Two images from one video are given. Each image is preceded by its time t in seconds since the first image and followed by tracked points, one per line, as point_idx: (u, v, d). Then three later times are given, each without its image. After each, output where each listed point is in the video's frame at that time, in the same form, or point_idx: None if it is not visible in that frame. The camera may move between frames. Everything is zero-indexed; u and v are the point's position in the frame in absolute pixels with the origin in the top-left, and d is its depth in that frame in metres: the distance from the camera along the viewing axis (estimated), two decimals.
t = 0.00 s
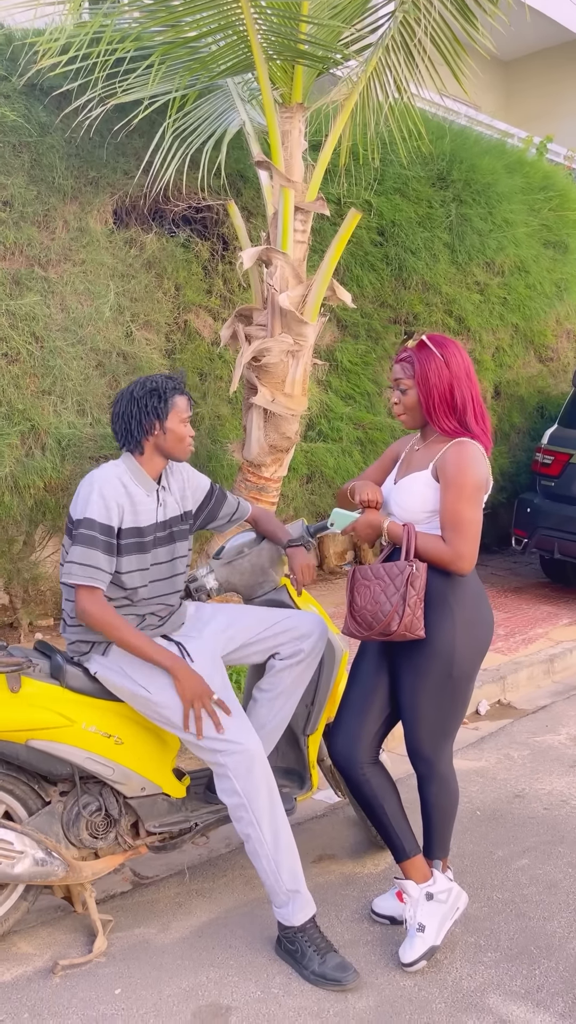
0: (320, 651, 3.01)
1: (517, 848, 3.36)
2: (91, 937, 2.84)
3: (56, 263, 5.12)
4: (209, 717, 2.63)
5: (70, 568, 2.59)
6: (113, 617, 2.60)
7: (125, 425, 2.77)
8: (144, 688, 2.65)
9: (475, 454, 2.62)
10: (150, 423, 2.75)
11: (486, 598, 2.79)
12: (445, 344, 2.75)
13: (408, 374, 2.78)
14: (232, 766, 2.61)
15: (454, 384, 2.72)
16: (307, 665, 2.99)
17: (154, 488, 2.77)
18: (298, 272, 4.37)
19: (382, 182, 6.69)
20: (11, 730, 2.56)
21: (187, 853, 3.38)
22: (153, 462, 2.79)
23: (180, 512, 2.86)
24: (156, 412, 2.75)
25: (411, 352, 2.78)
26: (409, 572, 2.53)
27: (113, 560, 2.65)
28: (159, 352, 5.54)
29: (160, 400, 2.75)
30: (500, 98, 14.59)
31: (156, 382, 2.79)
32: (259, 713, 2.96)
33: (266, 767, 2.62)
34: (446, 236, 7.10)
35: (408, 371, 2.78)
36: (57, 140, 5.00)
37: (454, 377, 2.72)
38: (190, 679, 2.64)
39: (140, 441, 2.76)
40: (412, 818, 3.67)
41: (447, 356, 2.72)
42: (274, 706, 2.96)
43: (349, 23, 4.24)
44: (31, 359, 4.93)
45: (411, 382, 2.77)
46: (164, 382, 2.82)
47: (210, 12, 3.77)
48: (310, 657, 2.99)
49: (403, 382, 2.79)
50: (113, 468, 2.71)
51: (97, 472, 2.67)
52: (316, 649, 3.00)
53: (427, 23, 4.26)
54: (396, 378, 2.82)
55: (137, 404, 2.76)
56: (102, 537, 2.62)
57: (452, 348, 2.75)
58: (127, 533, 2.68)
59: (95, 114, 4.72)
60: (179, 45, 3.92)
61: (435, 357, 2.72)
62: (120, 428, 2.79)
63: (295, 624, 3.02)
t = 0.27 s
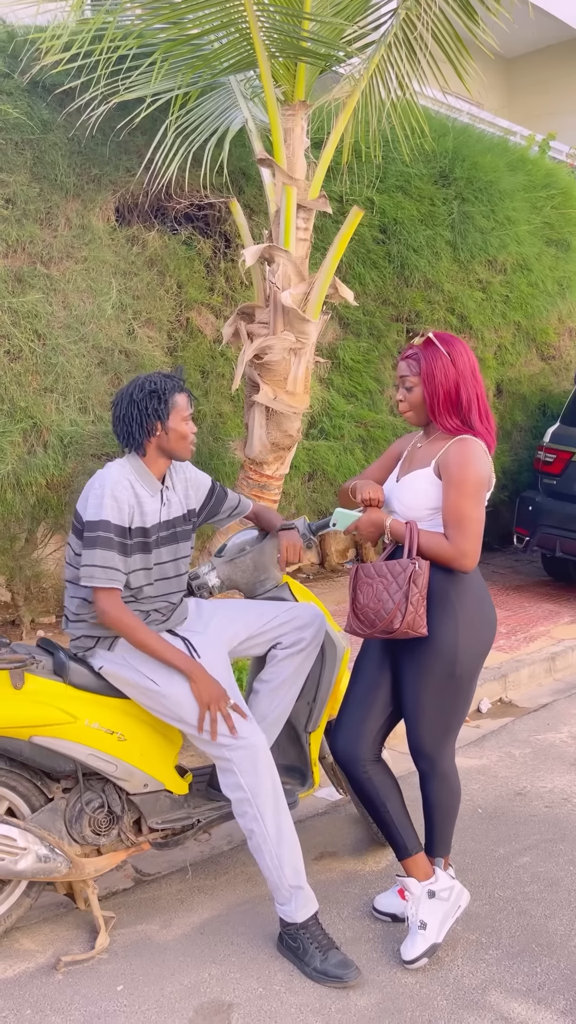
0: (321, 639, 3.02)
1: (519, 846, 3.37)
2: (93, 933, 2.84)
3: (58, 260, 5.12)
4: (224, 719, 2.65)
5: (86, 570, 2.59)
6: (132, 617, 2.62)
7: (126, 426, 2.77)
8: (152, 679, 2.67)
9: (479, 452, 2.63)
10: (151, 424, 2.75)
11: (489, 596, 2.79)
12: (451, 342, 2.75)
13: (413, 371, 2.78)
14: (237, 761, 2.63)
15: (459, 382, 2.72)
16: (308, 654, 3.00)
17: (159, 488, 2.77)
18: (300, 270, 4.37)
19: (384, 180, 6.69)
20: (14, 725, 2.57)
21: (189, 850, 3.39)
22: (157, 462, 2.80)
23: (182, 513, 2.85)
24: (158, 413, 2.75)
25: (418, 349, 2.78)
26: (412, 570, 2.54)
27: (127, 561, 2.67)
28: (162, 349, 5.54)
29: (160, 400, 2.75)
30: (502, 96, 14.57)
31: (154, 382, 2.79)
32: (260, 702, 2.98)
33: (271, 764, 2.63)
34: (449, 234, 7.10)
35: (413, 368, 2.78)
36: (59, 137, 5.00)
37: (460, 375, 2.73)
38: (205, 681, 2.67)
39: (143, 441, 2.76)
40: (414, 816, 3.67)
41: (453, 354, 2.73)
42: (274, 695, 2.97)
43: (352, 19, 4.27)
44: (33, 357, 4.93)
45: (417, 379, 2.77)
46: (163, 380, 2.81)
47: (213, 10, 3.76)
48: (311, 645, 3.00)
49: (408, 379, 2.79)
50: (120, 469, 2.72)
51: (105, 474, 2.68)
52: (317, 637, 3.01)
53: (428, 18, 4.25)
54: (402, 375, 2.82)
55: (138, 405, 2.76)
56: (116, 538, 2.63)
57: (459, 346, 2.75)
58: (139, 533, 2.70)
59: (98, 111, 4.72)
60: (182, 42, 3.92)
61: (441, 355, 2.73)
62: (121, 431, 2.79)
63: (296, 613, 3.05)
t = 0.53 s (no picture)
0: (324, 637, 3.03)
1: (521, 844, 3.37)
2: (96, 930, 2.85)
3: (61, 259, 5.12)
4: (237, 728, 2.62)
5: (108, 568, 2.58)
6: (155, 617, 2.59)
7: (137, 426, 2.78)
8: (156, 678, 2.68)
9: (482, 449, 2.63)
10: (162, 424, 2.75)
11: (492, 595, 2.80)
12: (456, 340, 2.76)
13: (418, 368, 2.78)
14: (241, 761, 2.62)
15: (464, 380, 2.73)
16: (311, 654, 3.01)
17: (168, 487, 2.78)
18: (303, 268, 4.38)
19: (387, 178, 6.69)
20: (17, 724, 2.57)
21: (192, 848, 3.40)
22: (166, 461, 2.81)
23: (188, 513, 2.86)
24: (168, 413, 2.75)
25: (423, 347, 2.78)
26: (415, 569, 2.54)
27: (144, 558, 2.67)
28: (164, 348, 5.55)
29: (170, 400, 2.75)
30: (506, 94, 14.56)
31: (164, 381, 2.79)
32: (263, 702, 2.98)
33: (275, 765, 2.62)
34: (451, 233, 7.10)
35: (419, 365, 2.78)
36: (62, 136, 5.00)
37: (465, 373, 2.73)
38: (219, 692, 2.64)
39: (154, 441, 2.77)
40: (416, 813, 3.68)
41: (457, 352, 2.73)
42: (278, 695, 2.98)
43: (355, 19, 4.25)
44: (36, 355, 4.94)
45: (422, 377, 2.77)
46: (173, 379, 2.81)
47: (216, 8, 3.77)
48: (314, 644, 3.01)
49: (413, 376, 2.79)
50: (130, 468, 2.72)
51: (118, 473, 2.68)
52: (320, 636, 3.02)
53: (430, 13, 4.25)
54: (407, 372, 2.82)
55: (148, 405, 2.76)
56: (135, 535, 2.63)
57: (464, 344, 2.75)
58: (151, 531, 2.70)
59: (101, 109, 4.73)
60: (185, 41, 3.92)
61: (447, 353, 2.73)
62: (132, 431, 2.79)
63: (299, 612, 3.06)
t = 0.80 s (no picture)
0: (326, 638, 3.03)
1: (522, 844, 3.37)
2: (98, 929, 2.85)
3: (63, 258, 5.13)
4: (240, 729, 2.62)
5: (112, 568, 2.59)
6: (156, 617, 2.60)
7: (147, 428, 2.78)
8: (158, 678, 2.68)
9: (484, 449, 2.63)
10: (172, 425, 2.75)
11: (494, 596, 2.80)
12: (459, 340, 2.75)
13: (421, 368, 2.78)
14: (243, 761, 2.62)
15: (466, 381, 2.73)
16: (312, 654, 3.01)
17: (175, 489, 2.78)
18: (305, 268, 4.38)
19: (389, 178, 6.69)
20: (19, 723, 2.58)
21: (193, 847, 3.40)
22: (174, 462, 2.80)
23: (194, 513, 2.87)
24: (178, 415, 2.75)
25: (426, 347, 2.78)
26: (417, 569, 2.54)
27: (148, 559, 2.68)
28: (166, 347, 5.55)
29: (180, 403, 2.76)
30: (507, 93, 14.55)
31: (174, 385, 2.79)
32: (265, 702, 2.98)
33: (277, 765, 2.62)
34: (453, 232, 7.10)
35: (421, 365, 2.78)
36: (65, 135, 5.01)
37: (467, 373, 2.73)
38: (221, 692, 2.64)
39: (163, 443, 2.76)
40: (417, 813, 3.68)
41: (460, 352, 2.73)
42: (279, 695, 2.98)
43: (357, 18, 4.24)
44: (38, 354, 4.94)
45: (425, 377, 2.77)
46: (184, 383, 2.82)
47: (218, 8, 3.77)
48: (316, 644, 3.01)
49: (416, 376, 2.79)
50: (138, 468, 2.72)
51: (126, 473, 2.68)
52: (321, 637, 3.02)
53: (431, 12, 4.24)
54: (409, 372, 2.82)
55: (159, 407, 2.76)
56: (140, 536, 2.64)
57: (467, 344, 2.75)
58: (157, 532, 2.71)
59: (103, 109, 4.73)
60: (187, 41, 3.92)
61: (449, 353, 2.73)
62: (142, 432, 2.79)
63: (300, 612, 3.06)
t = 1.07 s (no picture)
0: (327, 638, 3.02)
1: (523, 844, 3.37)
2: (99, 928, 2.85)
3: (65, 257, 5.13)
4: (240, 729, 2.62)
5: (118, 568, 2.59)
6: (157, 617, 2.59)
7: (158, 427, 2.77)
8: (159, 678, 2.68)
9: (486, 449, 2.63)
10: (183, 427, 2.75)
11: (496, 596, 2.80)
12: (461, 340, 2.75)
13: (423, 368, 2.78)
14: (244, 761, 2.61)
15: (468, 381, 2.72)
16: (314, 654, 3.00)
17: (182, 488, 2.78)
18: (307, 267, 4.38)
19: (390, 177, 6.69)
20: (19, 722, 2.58)
21: (194, 846, 3.40)
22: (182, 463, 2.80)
23: (197, 512, 2.87)
24: (190, 417, 2.75)
25: (428, 346, 2.78)
26: (419, 569, 2.54)
27: (152, 559, 2.68)
28: (167, 347, 5.55)
29: (192, 405, 2.75)
30: (508, 93, 14.56)
31: (187, 385, 2.78)
32: (266, 702, 2.98)
33: (278, 765, 2.62)
34: (455, 232, 7.09)
35: (423, 365, 2.79)
36: (66, 135, 5.01)
37: (469, 373, 2.73)
38: (222, 692, 2.64)
39: (173, 444, 2.77)
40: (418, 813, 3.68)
41: (462, 352, 2.73)
42: (281, 695, 2.97)
43: (358, 17, 4.23)
44: (40, 354, 4.94)
45: (426, 377, 2.78)
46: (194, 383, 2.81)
47: (220, 7, 3.77)
48: (317, 644, 3.00)
49: (418, 375, 2.79)
50: (145, 468, 2.72)
51: (134, 472, 2.68)
52: (322, 637, 3.01)
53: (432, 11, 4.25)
54: (412, 372, 2.82)
55: (171, 408, 2.76)
56: (146, 537, 2.64)
57: (469, 344, 2.75)
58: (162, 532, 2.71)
59: (104, 108, 4.73)
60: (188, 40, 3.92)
61: (452, 353, 2.72)
62: (152, 432, 2.78)
63: (301, 612, 3.05)
